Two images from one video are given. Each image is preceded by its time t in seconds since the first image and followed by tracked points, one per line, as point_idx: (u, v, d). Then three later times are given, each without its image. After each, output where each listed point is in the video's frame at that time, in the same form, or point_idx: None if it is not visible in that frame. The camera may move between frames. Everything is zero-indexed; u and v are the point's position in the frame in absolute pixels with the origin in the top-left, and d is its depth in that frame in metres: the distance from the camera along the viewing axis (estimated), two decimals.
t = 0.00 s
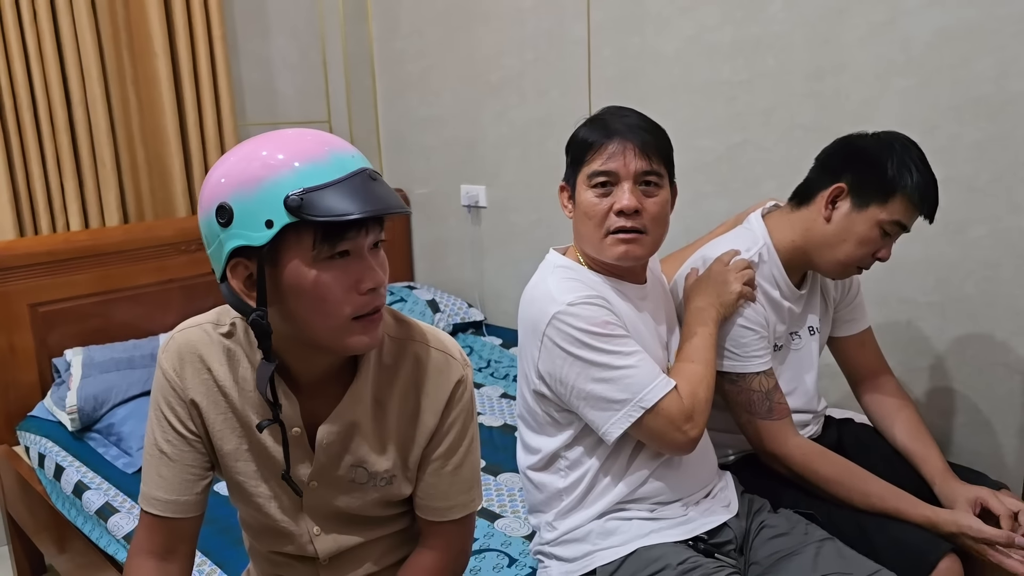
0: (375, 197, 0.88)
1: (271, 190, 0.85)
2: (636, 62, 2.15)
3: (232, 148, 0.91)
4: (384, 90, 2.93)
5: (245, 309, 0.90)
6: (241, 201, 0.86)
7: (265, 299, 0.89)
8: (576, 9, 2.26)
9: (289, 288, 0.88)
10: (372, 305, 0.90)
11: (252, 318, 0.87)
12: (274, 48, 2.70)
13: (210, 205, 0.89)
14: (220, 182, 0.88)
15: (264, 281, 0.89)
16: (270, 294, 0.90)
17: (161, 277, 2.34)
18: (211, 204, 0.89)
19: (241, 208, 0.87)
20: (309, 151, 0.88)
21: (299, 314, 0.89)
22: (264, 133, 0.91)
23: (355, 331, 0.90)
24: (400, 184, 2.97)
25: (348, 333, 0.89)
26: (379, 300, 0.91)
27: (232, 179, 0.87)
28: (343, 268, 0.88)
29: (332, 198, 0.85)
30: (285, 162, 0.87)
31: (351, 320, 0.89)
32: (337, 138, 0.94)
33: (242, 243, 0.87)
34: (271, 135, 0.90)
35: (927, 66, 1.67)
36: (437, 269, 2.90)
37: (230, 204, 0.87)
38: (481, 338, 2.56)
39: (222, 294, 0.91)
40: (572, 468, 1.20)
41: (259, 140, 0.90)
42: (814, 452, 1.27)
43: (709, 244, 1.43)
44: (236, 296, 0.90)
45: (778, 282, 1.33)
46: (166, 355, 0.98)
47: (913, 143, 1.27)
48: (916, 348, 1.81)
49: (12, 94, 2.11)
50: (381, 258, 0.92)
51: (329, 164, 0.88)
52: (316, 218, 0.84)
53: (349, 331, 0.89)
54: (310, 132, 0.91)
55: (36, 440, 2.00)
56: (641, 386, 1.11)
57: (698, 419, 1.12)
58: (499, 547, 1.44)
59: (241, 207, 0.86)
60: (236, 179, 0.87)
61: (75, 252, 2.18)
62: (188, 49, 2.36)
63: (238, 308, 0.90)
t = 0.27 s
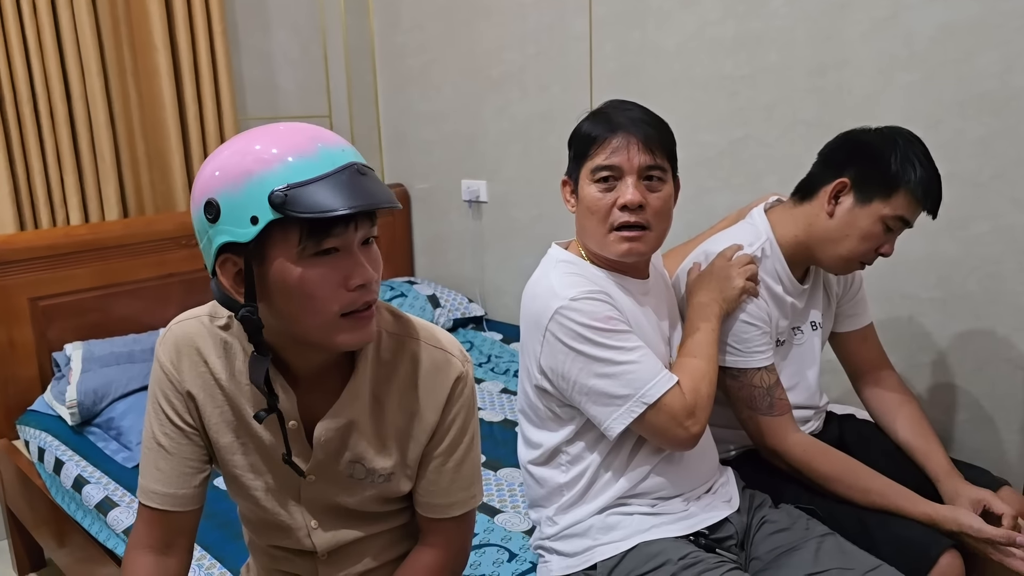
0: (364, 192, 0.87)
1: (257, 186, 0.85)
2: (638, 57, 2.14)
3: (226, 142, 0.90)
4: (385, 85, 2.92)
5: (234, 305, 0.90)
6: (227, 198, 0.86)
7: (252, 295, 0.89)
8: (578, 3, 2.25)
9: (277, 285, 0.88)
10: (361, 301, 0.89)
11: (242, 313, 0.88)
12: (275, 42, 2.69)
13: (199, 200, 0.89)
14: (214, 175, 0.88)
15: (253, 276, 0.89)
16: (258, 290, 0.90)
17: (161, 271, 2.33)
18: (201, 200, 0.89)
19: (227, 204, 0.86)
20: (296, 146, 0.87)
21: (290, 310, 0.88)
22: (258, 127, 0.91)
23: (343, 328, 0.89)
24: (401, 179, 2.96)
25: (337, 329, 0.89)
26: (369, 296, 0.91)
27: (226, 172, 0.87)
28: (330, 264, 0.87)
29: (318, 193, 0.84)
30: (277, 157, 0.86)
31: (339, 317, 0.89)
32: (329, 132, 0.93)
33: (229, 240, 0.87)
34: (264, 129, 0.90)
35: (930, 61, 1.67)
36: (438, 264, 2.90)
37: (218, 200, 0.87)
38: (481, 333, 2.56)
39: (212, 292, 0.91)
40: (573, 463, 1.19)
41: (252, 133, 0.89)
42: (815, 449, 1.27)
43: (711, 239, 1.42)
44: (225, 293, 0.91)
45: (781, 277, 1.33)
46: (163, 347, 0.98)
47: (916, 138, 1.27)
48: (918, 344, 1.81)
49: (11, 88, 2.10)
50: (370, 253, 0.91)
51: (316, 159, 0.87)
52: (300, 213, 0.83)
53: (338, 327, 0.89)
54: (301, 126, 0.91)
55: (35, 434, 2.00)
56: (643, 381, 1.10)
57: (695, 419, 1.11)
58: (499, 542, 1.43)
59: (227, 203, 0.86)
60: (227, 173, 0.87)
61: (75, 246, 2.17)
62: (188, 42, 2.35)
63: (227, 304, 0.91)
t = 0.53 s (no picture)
0: (353, 192, 0.86)
1: (244, 184, 0.85)
2: (639, 52, 2.14)
3: (220, 137, 0.90)
4: (384, 80, 2.91)
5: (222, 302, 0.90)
6: (216, 194, 0.86)
7: (238, 293, 0.89)
8: None
9: (263, 283, 0.87)
10: (350, 301, 0.89)
11: (227, 310, 0.87)
12: (274, 37, 2.69)
13: (191, 195, 0.89)
14: (208, 170, 0.87)
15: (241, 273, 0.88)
16: (247, 287, 0.90)
17: (161, 266, 2.33)
18: (192, 195, 0.89)
19: (215, 201, 0.86)
20: (286, 143, 0.87)
21: (278, 308, 0.88)
22: (252, 122, 0.90)
23: (330, 328, 0.89)
24: (400, 175, 2.95)
25: (325, 328, 0.88)
26: (359, 296, 0.90)
27: (220, 167, 0.86)
28: (317, 263, 0.87)
29: (305, 191, 0.84)
30: (268, 153, 0.86)
31: (327, 317, 0.88)
32: (323, 128, 0.92)
33: (217, 236, 0.87)
34: (259, 124, 0.89)
35: (931, 56, 1.66)
36: (437, 260, 2.89)
37: (207, 196, 0.87)
38: (481, 329, 2.55)
39: (202, 288, 0.91)
40: (572, 458, 1.19)
41: (246, 128, 0.89)
42: (815, 444, 1.27)
43: (711, 234, 1.41)
44: (215, 290, 0.91)
45: (783, 272, 1.32)
46: (159, 341, 0.98)
47: (918, 134, 1.26)
48: (919, 340, 1.80)
49: (10, 82, 2.10)
50: (360, 252, 0.91)
51: (305, 157, 0.86)
52: (286, 213, 0.83)
53: (326, 326, 0.88)
54: (293, 122, 0.90)
55: (35, 429, 1.99)
56: (643, 377, 1.10)
57: (688, 416, 1.10)
58: (498, 537, 1.43)
59: (216, 199, 0.86)
60: (217, 169, 0.86)
61: (74, 241, 2.17)
62: (187, 37, 2.35)
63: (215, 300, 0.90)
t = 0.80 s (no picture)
0: (355, 185, 0.86)
1: (246, 177, 0.85)
2: (641, 49, 2.13)
3: (223, 132, 0.90)
4: (387, 78, 2.91)
5: (221, 296, 0.89)
6: (219, 188, 0.86)
7: (238, 286, 0.88)
8: None
9: (264, 277, 0.87)
10: (350, 297, 0.88)
11: (226, 304, 0.87)
12: (277, 35, 2.69)
13: (194, 190, 0.89)
14: (215, 166, 0.87)
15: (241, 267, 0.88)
16: (248, 281, 0.90)
17: (163, 264, 2.33)
18: (195, 189, 0.89)
19: (218, 195, 0.86)
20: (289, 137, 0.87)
21: (278, 302, 0.88)
22: (256, 118, 0.90)
23: (330, 323, 0.88)
24: (403, 173, 2.95)
25: (325, 323, 0.88)
26: (360, 292, 0.90)
27: (226, 163, 0.86)
28: (318, 257, 0.87)
29: (307, 184, 0.84)
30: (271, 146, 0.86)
31: (328, 312, 0.88)
32: (326, 124, 0.93)
33: (219, 230, 0.87)
34: (264, 120, 0.89)
35: (933, 54, 1.66)
36: (440, 258, 2.89)
37: (209, 190, 0.87)
38: (483, 327, 2.55)
39: (204, 282, 0.91)
40: (575, 457, 1.19)
41: (251, 124, 0.89)
42: (816, 443, 1.26)
43: (714, 232, 1.41)
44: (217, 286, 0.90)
45: (786, 269, 1.32)
46: (161, 338, 0.98)
47: (920, 132, 1.26)
48: (921, 338, 1.80)
49: (12, 80, 2.10)
50: (362, 248, 0.90)
51: (308, 150, 0.86)
52: (288, 205, 0.83)
53: (326, 321, 0.88)
54: (297, 118, 0.90)
55: (37, 427, 2.00)
56: (648, 374, 1.10)
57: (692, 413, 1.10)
58: (501, 535, 1.43)
59: (218, 192, 0.86)
60: (220, 163, 0.86)
61: (76, 239, 2.17)
62: (189, 35, 2.34)
63: (215, 294, 0.90)
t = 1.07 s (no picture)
0: (362, 193, 0.86)
1: (254, 187, 0.85)
2: (642, 52, 2.14)
3: (227, 138, 0.90)
4: (387, 81, 2.91)
5: (232, 305, 0.90)
6: (226, 198, 0.86)
7: (250, 296, 0.89)
8: None
9: (273, 286, 0.88)
10: (361, 303, 0.89)
11: (240, 313, 0.88)
12: (278, 38, 2.69)
13: (200, 199, 0.89)
14: (216, 173, 0.87)
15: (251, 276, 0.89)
16: (257, 290, 0.90)
17: (164, 267, 2.33)
18: (201, 198, 0.89)
19: (226, 204, 0.86)
20: (295, 144, 0.87)
21: (288, 310, 0.88)
22: (259, 124, 0.90)
23: (341, 330, 0.89)
24: (403, 175, 2.95)
25: (338, 331, 0.89)
26: (369, 298, 0.90)
27: (228, 170, 0.86)
28: (328, 265, 0.87)
29: (316, 194, 0.84)
30: (277, 155, 0.86)
31: (339, 319, 0.89)
32: (330, 129, 0.93)
33: (229, 241, 0.87)
34: (265, 126, 0.89)
35: (934, 56, 1.66)
36: (440, 261, 2.89)
37: (217, 200, 0.87)
38: (484, 329, 2.55)
39: (213, 292, 0.91)
40: (577, 460, 1.19)
41: (253, 130, 0.89)
42: (818, 445, 1.27)
43: (717, 234, 1.41)
44: (225, 293, 0.91)
45: (789, 272, 1.32)
46: (165, 341, 0.98)
47: (922, 134, 1.26)
48: (922, 340, 1.80)
49: (14, 83, 2.10)
50: (370, 253, 0.91)
51: (314, 158, 0.86)
52: (298, 216, 0.83)
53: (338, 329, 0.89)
54: (301, 124, 0.90)
55: (39, 430, 2.00)
56: (649, 378, 1.10)
57: (695, 415, 1.10)
58: (502, 537, 1.43)
59: (226, 203, 0.86)
60: (226, 172, 0.87)
61: (78, 241, 2.18)
62: (190, 38, 2.35)
63: (225, 303, 0.91)
